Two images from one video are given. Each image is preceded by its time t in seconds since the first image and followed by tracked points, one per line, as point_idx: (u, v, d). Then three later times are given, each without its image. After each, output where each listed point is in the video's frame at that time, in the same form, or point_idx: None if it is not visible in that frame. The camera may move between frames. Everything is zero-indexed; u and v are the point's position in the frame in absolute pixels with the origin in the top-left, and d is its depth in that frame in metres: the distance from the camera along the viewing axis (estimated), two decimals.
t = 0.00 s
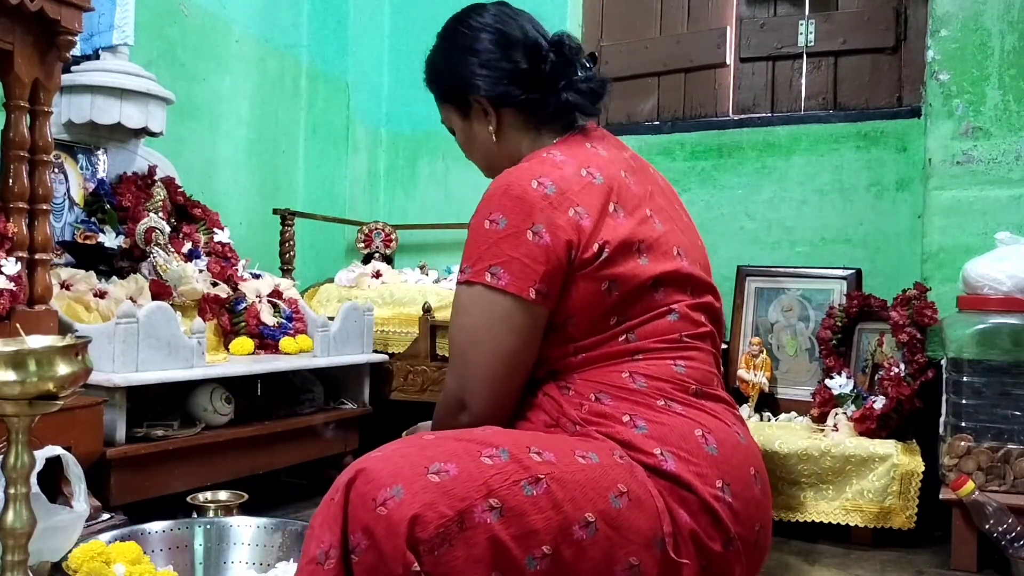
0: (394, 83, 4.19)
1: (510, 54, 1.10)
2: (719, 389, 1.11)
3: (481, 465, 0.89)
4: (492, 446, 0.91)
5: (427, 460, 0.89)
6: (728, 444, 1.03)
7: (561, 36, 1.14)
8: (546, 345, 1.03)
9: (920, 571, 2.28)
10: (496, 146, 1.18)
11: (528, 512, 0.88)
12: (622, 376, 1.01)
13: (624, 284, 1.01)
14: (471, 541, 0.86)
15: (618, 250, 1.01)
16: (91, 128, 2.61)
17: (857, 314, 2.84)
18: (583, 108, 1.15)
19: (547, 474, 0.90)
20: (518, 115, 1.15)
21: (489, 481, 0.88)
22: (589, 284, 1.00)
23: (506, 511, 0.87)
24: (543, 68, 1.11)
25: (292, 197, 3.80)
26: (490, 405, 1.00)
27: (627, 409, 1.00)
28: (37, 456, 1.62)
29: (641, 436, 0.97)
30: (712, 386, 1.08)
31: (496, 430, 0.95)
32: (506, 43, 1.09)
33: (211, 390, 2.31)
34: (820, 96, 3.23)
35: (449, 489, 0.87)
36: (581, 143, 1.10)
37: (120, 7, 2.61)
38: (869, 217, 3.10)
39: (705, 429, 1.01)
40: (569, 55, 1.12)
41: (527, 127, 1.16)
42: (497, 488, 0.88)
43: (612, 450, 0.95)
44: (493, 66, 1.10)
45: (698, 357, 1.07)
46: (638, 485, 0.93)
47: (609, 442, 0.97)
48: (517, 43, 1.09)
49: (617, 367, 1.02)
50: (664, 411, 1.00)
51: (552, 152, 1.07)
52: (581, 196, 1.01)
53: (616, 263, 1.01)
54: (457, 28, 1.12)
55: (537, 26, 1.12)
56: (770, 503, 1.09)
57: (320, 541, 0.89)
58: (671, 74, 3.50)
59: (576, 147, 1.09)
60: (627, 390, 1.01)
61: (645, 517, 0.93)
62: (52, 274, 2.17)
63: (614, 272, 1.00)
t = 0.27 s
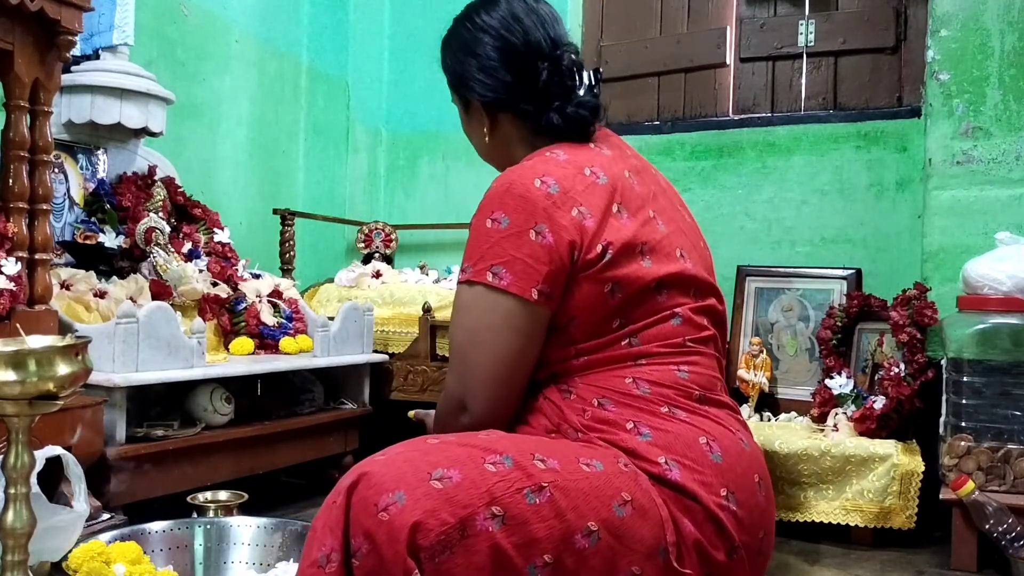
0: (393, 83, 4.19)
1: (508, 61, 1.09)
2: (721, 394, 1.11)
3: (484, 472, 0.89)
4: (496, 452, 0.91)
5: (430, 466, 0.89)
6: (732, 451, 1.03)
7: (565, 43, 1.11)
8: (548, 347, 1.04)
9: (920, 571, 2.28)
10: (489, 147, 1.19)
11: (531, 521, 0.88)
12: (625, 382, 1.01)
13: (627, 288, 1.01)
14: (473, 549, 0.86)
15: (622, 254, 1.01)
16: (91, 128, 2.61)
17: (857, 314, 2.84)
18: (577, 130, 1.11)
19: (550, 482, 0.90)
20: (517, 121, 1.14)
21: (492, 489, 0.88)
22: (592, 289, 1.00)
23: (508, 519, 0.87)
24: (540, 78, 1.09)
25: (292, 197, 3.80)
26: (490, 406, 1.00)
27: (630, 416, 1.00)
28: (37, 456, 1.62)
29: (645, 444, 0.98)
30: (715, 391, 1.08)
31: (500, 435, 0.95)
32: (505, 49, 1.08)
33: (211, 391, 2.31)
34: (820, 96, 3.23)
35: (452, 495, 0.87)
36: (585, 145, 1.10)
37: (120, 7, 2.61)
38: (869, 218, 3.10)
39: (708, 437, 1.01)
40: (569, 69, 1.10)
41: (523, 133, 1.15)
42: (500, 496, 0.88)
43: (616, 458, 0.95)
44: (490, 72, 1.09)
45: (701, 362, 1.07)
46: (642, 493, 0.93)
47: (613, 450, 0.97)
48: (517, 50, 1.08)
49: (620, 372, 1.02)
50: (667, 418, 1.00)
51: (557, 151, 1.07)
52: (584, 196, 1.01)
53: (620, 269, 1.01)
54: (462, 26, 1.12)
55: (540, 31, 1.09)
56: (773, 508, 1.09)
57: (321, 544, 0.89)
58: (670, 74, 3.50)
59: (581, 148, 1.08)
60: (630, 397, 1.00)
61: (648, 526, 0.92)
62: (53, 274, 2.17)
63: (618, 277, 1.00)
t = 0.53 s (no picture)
0: (394, 83, 4.19)
1: (504, 73, 1.08)
2: (717, 385, 1.11)
3: (480, 462, 0.89)
4: (491, 442, 0.91)
5: (427, 458, 0.89)
6: (727, 438, 1.03)
7: (560, 53, 1.11)
8: (544, 341, 1.04)
9: (920, 571, 2.28)
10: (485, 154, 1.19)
11: (529, 508, 0.88)
12: (621, 373, 1.02)
13: (624, 282, 1.01)
14: (472, 539, 0.86)
15: (619, 248, 1.01)
16: (91, 129, 2.61)
17: (857, 314, 2.84)
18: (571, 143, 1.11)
19: (546, 470, 0.90)
20: (513, 130, 1.14)
21: (488, 478, 0.88)
22: (589, 282, 1.00)
23: (506, 507, 0.87)
24: (534, 91, 1.09)
25: (292, 197, 3.80)
26: (490, 403, 1.00)
27: (626, 405, 1.00)
28: (37, 456, 1.62)
29: (641, 431, 0.97)
30: (711, 382, 1.09)
31: (495, 428, 0.96)
32: (500, 61, 1.08)
33: (211, 391, 2.31)
34: (820, 96, 3.23)
35: (449, 486, 0.87)
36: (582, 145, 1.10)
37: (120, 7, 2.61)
38: (869, 217, 3.10)
39: (704, 424, 1.01)
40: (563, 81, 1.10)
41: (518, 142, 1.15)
42: (497, 484, 0.88)
43: (611, 446, 0.95)
44: (485, 84, 1.09)
45: (697, 353, 1.07)
46: (637, 480, 0.93)
47: (608, 438, 0.97)
48: (512, 63, 1.07)
49: (616, 364, 1.03)
50: (663, 406, 1.00)
51: (554, 152, 1.08)
52: (580, 194, 1.01)
53: (616, 261, 1.01)
54: (456, 35, 1.11)
55: (535, 41, 1.08)
56: (770, 498, 1.08)
57: (320, 539, 0.90)
58: (671, 74, 3.50)
59: (578, 150, 1.09)
60: (627, 387, 1.01)
61: (644, 512, 0.92)
62: (53, 274, 2.17)
63: (614, 269, 1.00)
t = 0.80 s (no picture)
0: (394, 83, 4.19)
1: (498, 77, 1.08)
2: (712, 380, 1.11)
3: (474, 456, 0.89)
4: (484, 437, 0.91)
5: (420, 453, 0.89)
6: (721, 431, 1.03)
7: (555, 57, 1.11)
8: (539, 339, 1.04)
9: (920, 571, 2.27)
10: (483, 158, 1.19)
11: (523, 501, 0.88)
12: (614, 367, 1.02)
13: (618, 278, 1.01)
14: (467, 532, 0.86)
15: (614, 245, 1.01)
16: (92, 129, 2.61)
17: (857, 314, 2.84)
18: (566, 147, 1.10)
19: (539, 462, 0.90)
20: (510, 135, 1.14)
21: (482, 472, 0.88)
22: (585, 279, 1.00)
23: (500, 500, 0.87)
24: (529, 95, 1.09)
25: (293, 197, 3.80)
26: (486, 402, 1.00)
27: (620, 399, 1.00)
28: (37, 457, 1.62)
29: (635, 424, 0.97)
30: (705, 376, 1.08)
31: (488, 424, 0.96)
32: (495, 65, 1.08)
33: (211, 390, 2.31)
34: (820, 95, 3.23)
35: (443, 480, 0.87)
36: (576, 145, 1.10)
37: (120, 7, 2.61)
38: (869, 217, 3.10)
39: (697, 416, 1.01)
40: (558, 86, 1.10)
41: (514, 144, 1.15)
42: (491, 478, 0.88)
43: (604, 440, 0.95)
44: (479, 87, 1.08)
45: (690, 348, 1.07)
46: (630, 472, 0.93)
47: (602, 431, 0.97)
48: (506, 67, 1.07)
49: (610, 359, 1.03)
50: (656, 399, 1.00)
51: (550, 152, 1.08)
52: (576, 194, 1.01)
53: (611, 258, 1.01)
54: (450, 40, 1.11)
55: (529, 45, 1.09)
56: (766, 491, 1.08)
57: (316, 538, 0.89)
58: (671, 74, 3.50)
59: (573, 150, 1.09)
60: (620, 381, 1.01)
61: (638, 503, 0.92)
62: (53, 274, 2.17)
63: (608, 265, 1.00)
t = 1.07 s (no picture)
0: (394, 83, 4.18)
1: (507, 72, 1.08)
2: (716, 385, 1.11)
3: (476, 460, 0.89)
4: (487, 440, 0.91)
5: (422, 456, 0.89)
6: (724, 436, 1.03)
7: (566, 54, 1.10)
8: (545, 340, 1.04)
9: (919, 571, 2.27)
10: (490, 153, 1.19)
11: (524, 506, 0.88)
12: (619, 371, 1.02)
13: (624, 282, 1.01)
14: (469, 536, 0.86)
15: (621, 249, 1.01)
16: (92, 129, 2.61)
17: (857, 315, 2.84)
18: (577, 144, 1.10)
19: (543, 467, 0.90)
20: (519, 131, 1.14)
21: (484, 476, 0.88)
22: (590, 282, 1.00)
23: (502, 505, 0.87)
24: (539, 91, 1.09)
25: (292, 197, 3.80)
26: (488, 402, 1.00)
27: (625, 403, 1.00)
28: (37, 457, 1.62)
29: (639, 429, 0.97)
30: (710, 381, 1.08)
31: (492, 427, 0.95)
32: (504, 60, 1.07)
33: (211, 391, 2.31)
34: (820, 96, 3.23)
35: (446, 484, 0.87)
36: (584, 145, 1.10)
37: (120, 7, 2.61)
38: (869, 217, 3.10)
39: (702, 422, 1.01)
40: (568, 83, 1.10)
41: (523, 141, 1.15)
42: (493, 482, 0.88)
43: (608, 444, 0.95)
44: (488, 82, 1.08)
45: (696, 352, 1.07)
46: (634, 477, 0.93)
47: (606, 435, 0.97)
48: (516, 61, 1.07)
49: (615, 362, 1.03)
50: (661, 404, 1.00)
51: (558, 151, 1.08)
52: (584, 196, 1.01)
53: (617, 262, 1.01)
54: (460, 33, 1.11)
55: (540, 40, 1.08)
56: (769, 498, 1.08)
57: (317, 539, 0.89)
58: (671, 74, 3.50)
59: (581, 149, 1.09)
60: (625, 384, 1.01)
61: (641, 509, 0.92)
62: (53, 274, 2.17)
63: (614, 269, 1.00)
